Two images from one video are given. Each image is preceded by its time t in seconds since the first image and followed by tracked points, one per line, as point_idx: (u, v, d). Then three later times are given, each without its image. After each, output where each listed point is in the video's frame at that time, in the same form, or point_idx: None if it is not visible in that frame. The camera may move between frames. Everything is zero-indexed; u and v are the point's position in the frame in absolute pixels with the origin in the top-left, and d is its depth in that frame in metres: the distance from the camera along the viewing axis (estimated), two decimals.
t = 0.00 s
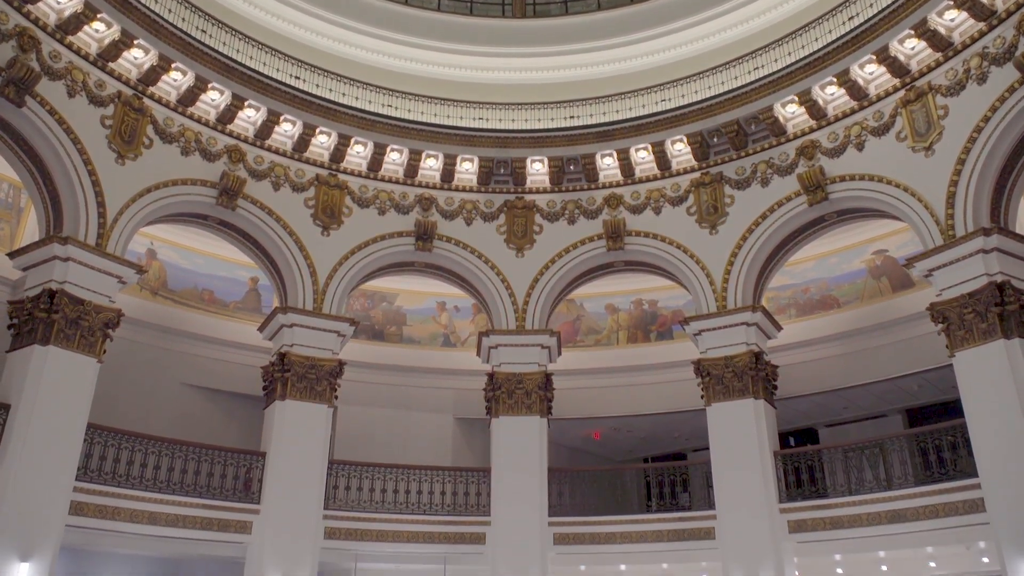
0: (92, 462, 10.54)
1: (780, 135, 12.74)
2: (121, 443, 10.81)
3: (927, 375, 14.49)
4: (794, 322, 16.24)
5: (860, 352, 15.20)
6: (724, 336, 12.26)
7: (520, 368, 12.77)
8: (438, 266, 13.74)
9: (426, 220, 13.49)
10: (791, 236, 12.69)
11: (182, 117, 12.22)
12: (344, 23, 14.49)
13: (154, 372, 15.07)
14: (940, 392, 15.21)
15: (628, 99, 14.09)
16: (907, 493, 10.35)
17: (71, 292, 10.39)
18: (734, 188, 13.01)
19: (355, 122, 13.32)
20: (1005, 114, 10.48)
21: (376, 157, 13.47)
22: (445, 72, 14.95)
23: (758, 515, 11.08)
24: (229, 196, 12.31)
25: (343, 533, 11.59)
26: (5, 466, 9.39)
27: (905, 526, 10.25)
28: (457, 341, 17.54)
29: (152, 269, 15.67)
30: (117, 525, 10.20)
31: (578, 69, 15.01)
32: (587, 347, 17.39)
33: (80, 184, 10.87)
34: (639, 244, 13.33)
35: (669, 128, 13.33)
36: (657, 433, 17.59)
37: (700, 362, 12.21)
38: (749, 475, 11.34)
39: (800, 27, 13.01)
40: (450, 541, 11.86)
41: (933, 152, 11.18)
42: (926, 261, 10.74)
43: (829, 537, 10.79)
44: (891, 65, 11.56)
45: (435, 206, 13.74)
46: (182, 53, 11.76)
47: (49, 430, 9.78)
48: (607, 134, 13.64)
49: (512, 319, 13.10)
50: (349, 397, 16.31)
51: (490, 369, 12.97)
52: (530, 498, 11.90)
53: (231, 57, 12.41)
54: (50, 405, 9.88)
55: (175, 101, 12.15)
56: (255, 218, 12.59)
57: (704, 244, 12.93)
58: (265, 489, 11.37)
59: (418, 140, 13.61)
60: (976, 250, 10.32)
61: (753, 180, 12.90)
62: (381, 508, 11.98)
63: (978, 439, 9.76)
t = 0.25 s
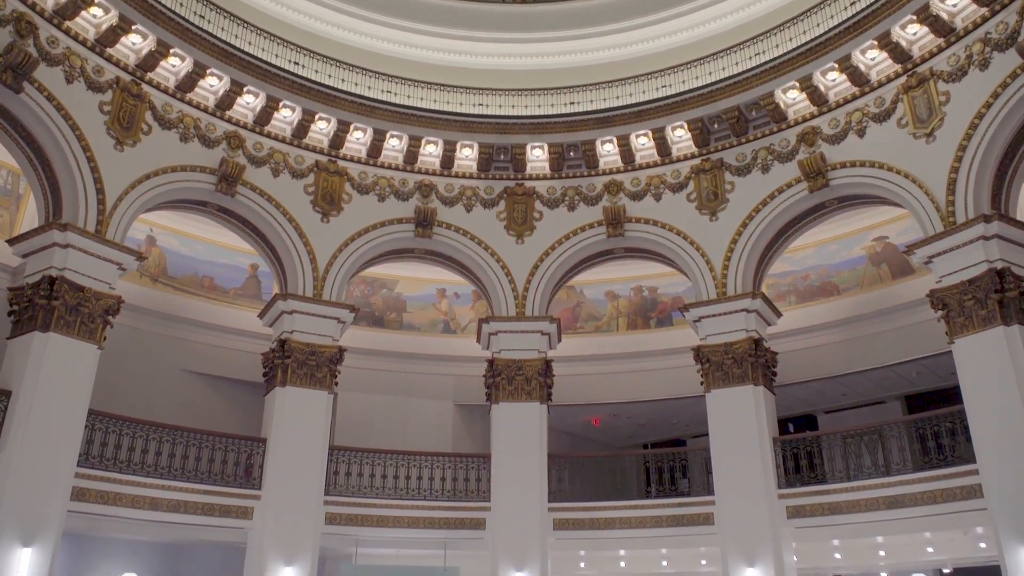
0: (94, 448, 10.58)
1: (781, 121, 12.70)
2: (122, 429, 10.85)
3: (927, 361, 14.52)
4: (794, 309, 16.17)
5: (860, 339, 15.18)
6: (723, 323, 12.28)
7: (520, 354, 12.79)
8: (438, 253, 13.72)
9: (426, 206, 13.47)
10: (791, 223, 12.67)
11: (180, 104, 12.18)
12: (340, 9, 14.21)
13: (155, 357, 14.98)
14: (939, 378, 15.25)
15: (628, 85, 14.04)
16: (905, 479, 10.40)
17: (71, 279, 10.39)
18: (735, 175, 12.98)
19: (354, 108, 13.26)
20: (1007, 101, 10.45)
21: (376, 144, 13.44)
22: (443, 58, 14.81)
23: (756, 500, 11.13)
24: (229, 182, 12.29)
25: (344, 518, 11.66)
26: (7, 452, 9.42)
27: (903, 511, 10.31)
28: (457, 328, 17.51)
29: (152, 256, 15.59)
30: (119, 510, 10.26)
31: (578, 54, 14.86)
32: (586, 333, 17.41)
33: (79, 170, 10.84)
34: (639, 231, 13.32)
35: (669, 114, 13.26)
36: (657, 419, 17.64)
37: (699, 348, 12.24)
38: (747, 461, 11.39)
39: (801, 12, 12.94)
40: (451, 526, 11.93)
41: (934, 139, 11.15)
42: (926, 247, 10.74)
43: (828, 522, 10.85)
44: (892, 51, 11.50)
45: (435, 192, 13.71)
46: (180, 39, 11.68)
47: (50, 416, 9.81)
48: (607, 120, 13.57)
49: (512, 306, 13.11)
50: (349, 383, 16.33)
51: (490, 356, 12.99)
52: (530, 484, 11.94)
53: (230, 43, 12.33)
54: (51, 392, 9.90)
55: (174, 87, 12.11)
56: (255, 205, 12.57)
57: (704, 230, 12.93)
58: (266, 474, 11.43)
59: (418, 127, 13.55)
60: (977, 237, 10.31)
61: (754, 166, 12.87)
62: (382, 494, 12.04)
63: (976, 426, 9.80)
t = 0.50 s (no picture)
0: (95, 433, 10.62)
1: (782, 106, 12.64)
2: (123, 414, 10.89)
3: (926, 346, 14.53)
4: (794, 294, 16.11)
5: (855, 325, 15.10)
6: (723, 308, 12.28)
7: (520, 339, 12.80)
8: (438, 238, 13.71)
9: (426, 191, 13.44)
10: (792, 208, 12.64)
11: (179, 88, 12.13)
12: None
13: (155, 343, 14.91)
14: (939, 363, 15.26)
15: (629, 69, 13.97)
16: (904, 463, 10.44)
17: (70, 265, 10.39)
18: (736, 160, 12.95)
19: (354, 93, 13.17)
20: (1010, 85, 10.41)
21: (376, 128, 13.40)
22: (441, 42, 14.63)
23: (756, 484, 11.17)
24: (228, 168, 12.26)
25: (344, 503, 11.73)
26: (9, 437, 9.45)
27: (902, 495, 10.36)
28: (457, 313, 17.47)
29: (152, 241, 15.45)
30: (121, 495, 10.31)
31: (578, 38, 14.64)
32: (585, 319, 17.38)
33: (78, 155, 10.82)
34: (640, 216, 13.29)
35: (670, 99, 13.17)
36: (656, 404, 17.67)
37: (699, 334, 12.25)
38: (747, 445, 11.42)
39: None
40: (451, 510, 12.00)
41: (936, 124, 11.11)
42: (927, 233, 10.72)
43: (826, 507, 10.91)
44: (895, 35, 11.43)
45: (434, 177, 13.68)
46: (178, 23, 11.58)
47: (52, 400, 9.84)
48: (608, 105, 13.49)
49: (512, 291, 13.10)
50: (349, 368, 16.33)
51: (490, 341, 13.00)
52: (530, 469, 11.99)
53: (228, 27, 12.23)
54: (52, 377, 9.93)
55: (172, 72, 12.06)
56: (254, 190, 12.54)
57: (704, 215, 12.91)
58: (267, 459, 11.48)
59: (418, 112, 13.48)
60: (978, 222, 10.29)
61: (755, 151, 12.83)
62: (382, 479, 12.08)
63: (975, 411, 9.83)
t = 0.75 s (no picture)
0: (97, 415, 10.66)
1: (784, 88, 12.58)
2: (125, 396, 10.92)
3: (926, 329, 14.53)
4: (793, 277, 15.99)
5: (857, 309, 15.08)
6: (723, 291, 12.28)
7: (519, 322, 12.82)
8: (438, 221, 13.69)
9: (425, 174, 13.40)
10: (793, 191, 12.60)
11: (177, 70, 12.08)
12: None
13: (154, 326, 14.85)
14: (938, 346, 15.27)
15: (630, 51, 13.89)
16: (902, 446, 10.49)
17: (70, 247, 10.37)
18: (737, 143, 12.90)
19: (353, 75, 13.10)
20: (1013, 67, 10.36)
21: (375, 111, 13.35)
22: (442, 23, 14.55)
23: (755, 466, 11.23)
24: (227, 150, 12.21)
25: (345, 485, 11.78)
26: (10, 420, 9.48)
27: (900, 477, 10.41)
28: (457, 297, 17.38)
29: (151, 224, 15.28)
30: (123, 477, 10.36)
31: (578, 19, 14.56)
32: (583, 302, 17.24)
33: (76, 138, 10.77)
34: (640, 199, 13.26)
35: (671, 81, 13.12)
36: (656, 386, 17.71)
37: (699, 316, 12.26)
38: (746, 427, 11.46)
39: None
40: (451, 492, 12.06)
41: (937, 106, 11.07)
42: (928, 215, 10.70)
43: (824, 488, 10.97)
44: (898, 17, 11.36)
45: (434, 160, 13.65)
46: (175, 4, 11.49)
47: (53, 383, 9.86)
48: (608, 87, 13.43)
49: (512, 274, 13.09)
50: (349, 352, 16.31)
51: (490, 324, 13.01)
52: (530, 451, 12.03)
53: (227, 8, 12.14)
54: (52, 360, 9.94)
55: (170, 53, 12.00)
56: (253, 172, 12.50)
57: (704, 198, 12.88)
58: (268, 441, 11.53)
59: (417, 94, 13.41)
60: (978, 205, 10.28)
61: (756, 134, 12.79)
62: (383, 461, 12.13)
63: (974, 394, 9.86)
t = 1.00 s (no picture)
0: (98, 396, 10.69)
1: (785, 69, 12.51)
2: (126, 377, 10.95)
3: (926, 311, 14.53)
4: (795, 259, 15.93)
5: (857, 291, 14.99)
6: (723, 272, 12.28)
7: (519, 304, 12.83)
8: (437, 202, 13.65)
9: (425, 155, 13.35)
10: (793, 172, 12.56)
11: (175, 50, 12.00)
12: None
13: (155, 308, 14.73)
14: (938, 327, 15.26)
15: (630, 31, 13.80)
16: (901, 426, 10.53)
17: (69, 229, 10.35)
18: (738, 123, 12.84)
19: (352, 55, 13.03)
20: (1016, 47, 10.30)
21: (374, 91, 13.28)
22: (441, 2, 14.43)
23: (754, 447, 11.27)
24: (225, 131, 12.16)
25: (345, 465, 11.84)
26: (11, 402, 9.50)
27: (898, 458, 10.46)
28: (457, 278, 17.35)
29: (149, 205, 15.09)
30: (124, 457, 10.41)
31: None
32: (583, 283, 17.20)
33: (74, 118, 10.73)
34: (640, 180, 13.23)
35: (672, 61, 13.04)
36: (656, 368, 17.73)
37: (699, 298, 12.27)
38: (746, 409, 11.50)
39: None
40: (452, 472, 12.11)
41: (940, 87, 11.01)
42: (929, 197, 10.68)
43: (822, 469, 11.02)
44: None
45: (434, 141, 13.59)
46: None
47: (54, 364, 9.89)
48: (609, 67, 13.35)
49: (512, 256, 13.08)
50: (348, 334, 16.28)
51: (490, 305, 13.01)
52: (529, 433, 12.08)
53: None
54: (52, 341, 9.95)
55: (168, 33, 11.92)
56: (253, 153, 12.46)
57: (704, 178, 12.84)
58: (268, 422, 11.59)
59: (417, 74, 13.34)
60: (980, 185, 10.25)
61: (757, 115, 12.73)
62: (383, 441, 12.19)
63: (972, 375, 9.89)
